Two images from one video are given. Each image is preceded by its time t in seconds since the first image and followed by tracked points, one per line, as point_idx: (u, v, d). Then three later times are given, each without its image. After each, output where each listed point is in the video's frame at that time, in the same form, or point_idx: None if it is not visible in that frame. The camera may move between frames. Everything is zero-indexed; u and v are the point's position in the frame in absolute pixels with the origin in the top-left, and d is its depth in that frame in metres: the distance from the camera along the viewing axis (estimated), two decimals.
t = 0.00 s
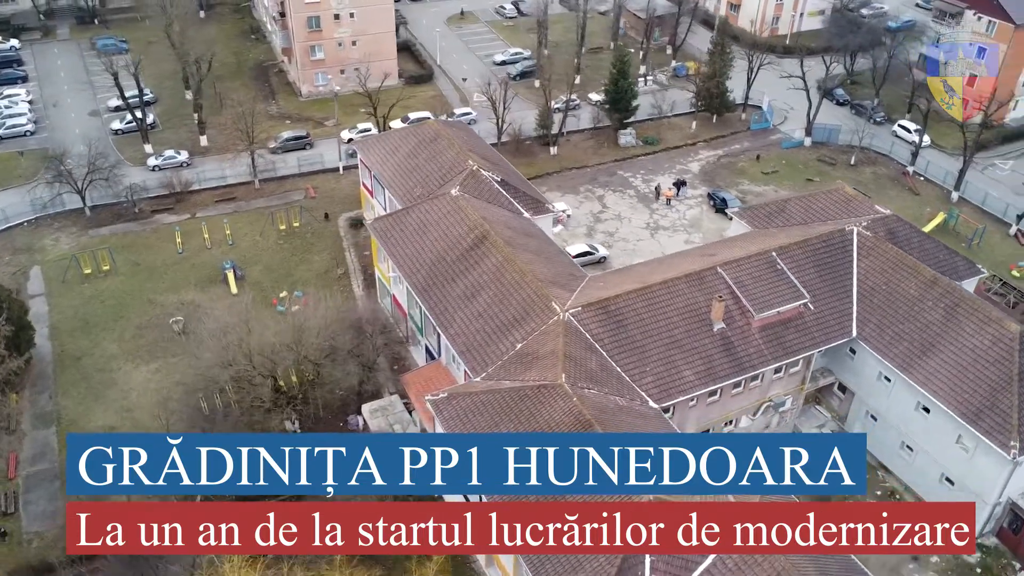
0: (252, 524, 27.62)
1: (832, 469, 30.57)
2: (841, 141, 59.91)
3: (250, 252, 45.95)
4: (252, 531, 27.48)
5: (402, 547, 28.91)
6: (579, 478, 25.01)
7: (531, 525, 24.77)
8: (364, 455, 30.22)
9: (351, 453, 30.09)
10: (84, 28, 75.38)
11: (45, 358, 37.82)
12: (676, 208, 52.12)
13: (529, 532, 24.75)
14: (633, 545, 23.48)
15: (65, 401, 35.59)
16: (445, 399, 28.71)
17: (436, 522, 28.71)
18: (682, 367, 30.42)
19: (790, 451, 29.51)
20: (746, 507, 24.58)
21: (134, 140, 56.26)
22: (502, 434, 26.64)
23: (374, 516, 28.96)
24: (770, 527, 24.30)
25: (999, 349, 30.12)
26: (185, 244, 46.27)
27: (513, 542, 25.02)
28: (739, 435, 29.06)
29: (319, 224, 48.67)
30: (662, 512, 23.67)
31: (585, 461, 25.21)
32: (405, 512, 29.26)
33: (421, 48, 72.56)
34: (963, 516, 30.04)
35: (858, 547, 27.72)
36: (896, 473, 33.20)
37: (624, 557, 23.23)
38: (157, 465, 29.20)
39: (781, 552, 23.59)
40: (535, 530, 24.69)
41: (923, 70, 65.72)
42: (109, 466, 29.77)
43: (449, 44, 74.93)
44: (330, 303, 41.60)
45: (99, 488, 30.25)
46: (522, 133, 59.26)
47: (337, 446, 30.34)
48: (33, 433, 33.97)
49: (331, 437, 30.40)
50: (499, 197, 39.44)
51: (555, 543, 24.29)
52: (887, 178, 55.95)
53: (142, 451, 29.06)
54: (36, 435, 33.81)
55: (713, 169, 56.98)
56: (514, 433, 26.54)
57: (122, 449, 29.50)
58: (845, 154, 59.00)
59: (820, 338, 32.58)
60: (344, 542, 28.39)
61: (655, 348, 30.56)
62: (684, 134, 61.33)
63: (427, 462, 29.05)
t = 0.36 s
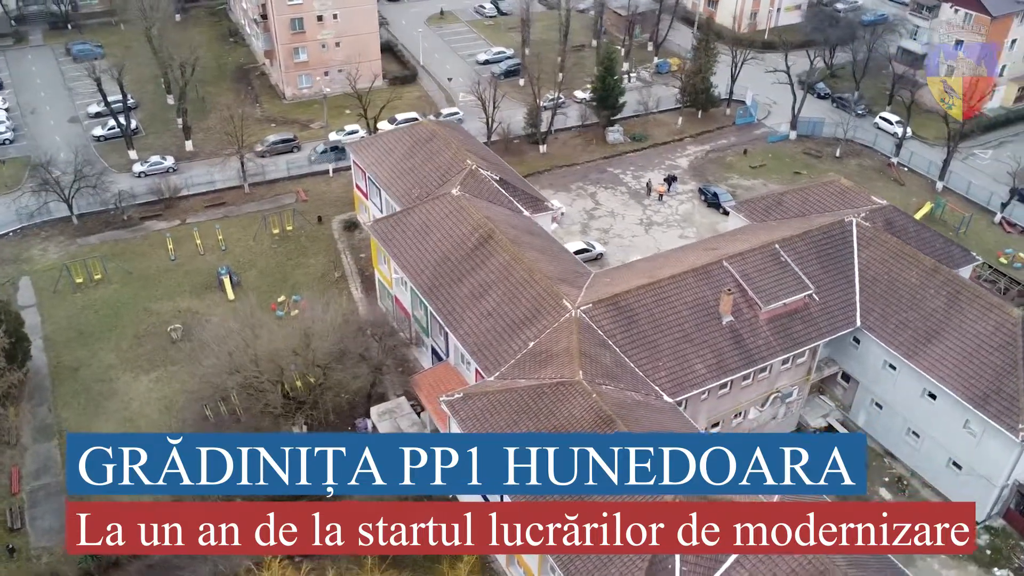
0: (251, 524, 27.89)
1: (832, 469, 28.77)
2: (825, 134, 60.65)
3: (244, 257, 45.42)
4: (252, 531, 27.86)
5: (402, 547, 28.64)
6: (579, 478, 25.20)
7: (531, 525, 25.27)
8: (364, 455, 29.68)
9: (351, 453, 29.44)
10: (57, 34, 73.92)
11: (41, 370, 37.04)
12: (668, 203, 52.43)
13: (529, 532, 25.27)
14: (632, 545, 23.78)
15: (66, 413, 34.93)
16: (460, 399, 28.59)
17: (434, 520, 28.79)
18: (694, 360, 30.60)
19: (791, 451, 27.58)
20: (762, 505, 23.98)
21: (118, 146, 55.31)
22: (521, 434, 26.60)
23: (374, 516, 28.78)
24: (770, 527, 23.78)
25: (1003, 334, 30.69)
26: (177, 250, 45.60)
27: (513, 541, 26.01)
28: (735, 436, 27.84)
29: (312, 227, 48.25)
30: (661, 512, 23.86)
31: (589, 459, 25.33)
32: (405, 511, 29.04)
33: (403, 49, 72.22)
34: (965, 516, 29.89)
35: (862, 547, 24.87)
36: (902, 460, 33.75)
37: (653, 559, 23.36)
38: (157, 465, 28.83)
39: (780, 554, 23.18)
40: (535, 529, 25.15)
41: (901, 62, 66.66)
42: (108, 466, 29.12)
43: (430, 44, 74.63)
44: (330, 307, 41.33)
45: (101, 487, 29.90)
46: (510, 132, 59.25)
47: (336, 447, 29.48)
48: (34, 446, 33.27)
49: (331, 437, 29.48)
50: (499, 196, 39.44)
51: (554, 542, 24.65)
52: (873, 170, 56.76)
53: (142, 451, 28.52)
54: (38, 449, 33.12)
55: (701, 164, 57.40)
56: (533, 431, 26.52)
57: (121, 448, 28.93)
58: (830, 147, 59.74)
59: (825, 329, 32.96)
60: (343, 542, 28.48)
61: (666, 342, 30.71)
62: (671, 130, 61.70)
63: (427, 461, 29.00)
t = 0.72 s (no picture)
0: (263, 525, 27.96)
1: (820, 469, 27.02)
2: (810, 128, 61.29)
3: (239, 262, 44.95)
4: (264, 532, 27.92)
5: (414, 547, 28.36)
6: (580, 478, 25.42)
7: (543, 525, 25.51)
8: (352, 455, 29.45)
9: (338, 453, 29.15)
10: (32, 39, 72.53)
11: (38, 381, 36.36)
12: (661, 199, 52.68)
13: (541, 532, 25.61)
14: (645, 545, 23.84)
15: (67, 424, 34.35)
16: (475, 399, 28.53)
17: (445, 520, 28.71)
18: (704, 354, 30.80)
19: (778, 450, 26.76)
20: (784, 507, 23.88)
21: (103, 152, 54.43)
22: (539, 433, 26.62)
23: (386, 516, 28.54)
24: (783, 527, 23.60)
25: (1004, 321, 31.23)
26: (170, 256, 45.00)
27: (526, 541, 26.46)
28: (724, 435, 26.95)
29: (306, 230, 47.85)
30: (675, 512, 23.92)
31: (592, 458, 25.58)
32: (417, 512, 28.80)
33: (386, 49, 71.84)
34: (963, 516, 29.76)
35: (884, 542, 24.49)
36: (907, 447, 34.30)
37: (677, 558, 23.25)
38: (144, 465, 28.87)
39: (798, 555, 22.85)
40: (547, 529, 25.41)
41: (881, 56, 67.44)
42: (97, 465, 29.03)
43: (413, 44, 74.32)
44: (330, 310, 41.04)
45: (88, 486, 29.96)
46: (500, 131, 59.20)
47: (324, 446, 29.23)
48: (36, 459, 32.66)
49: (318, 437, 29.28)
50: (499, 195, 39.43)
51: (567, 542, 24.98)
52: (859, 162, 57.50)
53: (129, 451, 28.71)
54: (40, 462, 32.50)
55: (691, 159, 57.77)
56: (551, 430, 26.61)
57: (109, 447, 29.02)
58: (816, 140, 60.39)
59: (830, 320, 33.34)
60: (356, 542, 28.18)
61: (676, 337, 30.87)
62: (659, 126, 62.02)
63: (414, 462, 29.22)
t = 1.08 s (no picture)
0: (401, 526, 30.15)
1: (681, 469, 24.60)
2: (794, 122, 62.02)
3: (234, 268, 44.43)
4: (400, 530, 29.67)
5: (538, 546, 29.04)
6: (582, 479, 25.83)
7: (681, 525, 23.74)
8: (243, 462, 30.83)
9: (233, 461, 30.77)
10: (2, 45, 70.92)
11: (34, 394, 35.60)
12: (652, 195, 53.00)
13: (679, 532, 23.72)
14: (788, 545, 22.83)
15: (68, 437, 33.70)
16: (491, 399, 28.46)
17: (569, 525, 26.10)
18: (714, 348, 31.03)
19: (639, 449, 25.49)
20: (820, 509, 23.64)
21: (85, 159, 53.43)
22: (561, 431, 26.67)
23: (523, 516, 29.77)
24: (827, 527, 23.24)
25: (1005, 307, 31.82)
26: (163, 263, 44.34)
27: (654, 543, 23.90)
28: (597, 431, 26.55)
29: (299, 234, 47.41)
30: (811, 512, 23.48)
31: (622, 457, 25.66)
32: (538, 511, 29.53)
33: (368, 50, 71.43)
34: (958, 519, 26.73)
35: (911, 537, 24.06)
36: (910, 433, 34.85)
37: (706, 556, 22.82)
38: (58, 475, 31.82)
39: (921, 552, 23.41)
40: (687, 529, 23.61)
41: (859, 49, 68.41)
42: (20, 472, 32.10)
43: (394, 45, 73.98)
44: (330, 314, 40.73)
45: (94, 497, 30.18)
46: (488, 130, 59.18)
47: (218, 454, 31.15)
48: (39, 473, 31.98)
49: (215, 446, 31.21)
50: (498, 194, 39.39)
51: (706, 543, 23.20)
52: (843, 155, 58.29)
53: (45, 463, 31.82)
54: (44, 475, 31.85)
55: (679, 155, 58.17)
56: (570, 428, 26.66)
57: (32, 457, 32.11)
58: (800, 134, 61.13)
59: (833, 310, 33.76)
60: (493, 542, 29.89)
61: (686, 331, 31.06)
62: (644, 123, 62.36)
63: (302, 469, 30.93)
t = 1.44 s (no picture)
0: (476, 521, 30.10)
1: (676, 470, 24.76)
2: (777, 116, 62.74)
3: (229, 274, 43.95)
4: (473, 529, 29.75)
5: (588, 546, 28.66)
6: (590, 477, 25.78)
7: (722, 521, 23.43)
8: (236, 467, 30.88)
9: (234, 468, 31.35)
10: None
11: (34, 408, 34.93)
12: (643, 191, 53.35)
13: (716, 526, 23.42)
14: (836, 539, 22.78)
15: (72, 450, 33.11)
16: (506, 398, 28.48)
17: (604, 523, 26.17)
18: (724, 342, 31.32)
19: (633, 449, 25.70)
20: (848, 501, 23.28)
21: (69, 166, 52.49)
22: (581, 429, 26.79)
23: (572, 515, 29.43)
24: (849, 519, 22.98)
25: (1004, 293, 32.48)
26: (156, 272, 43.73)
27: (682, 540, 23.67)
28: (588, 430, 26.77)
29: (293, 238, 46.99)
30: (848, 500, 23.29)
31: (637, 452, 25.74)
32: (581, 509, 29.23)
33: (350, 52, 70.97)
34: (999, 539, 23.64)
35: (936, 519, 23.60)
36: (912, 420, 35.44)
37: (734, 549, 22.92)
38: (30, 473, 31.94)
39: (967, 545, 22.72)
40: (723, 525, 23.35)
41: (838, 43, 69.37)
42: None
43: (376, 46, 73.57)
44: (331, 319, 40.47)
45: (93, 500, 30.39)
46: (477, 131, 59.16)
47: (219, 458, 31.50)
48: (45, 488, 31.41)
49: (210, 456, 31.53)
50: (498, 195, 39.42)
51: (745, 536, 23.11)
52: (828, 148, 59.12)
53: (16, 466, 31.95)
54: (49, 489, 31.33)
55: (667, 151, 58.61)
56: (590, 425, 26.78)
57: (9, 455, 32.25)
58: (784, 128, 61.88)
59: (837, 301, 34.21)
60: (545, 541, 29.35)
61: (695, 326, 31.32)
62: (631, 120, 62.71)
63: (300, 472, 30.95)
